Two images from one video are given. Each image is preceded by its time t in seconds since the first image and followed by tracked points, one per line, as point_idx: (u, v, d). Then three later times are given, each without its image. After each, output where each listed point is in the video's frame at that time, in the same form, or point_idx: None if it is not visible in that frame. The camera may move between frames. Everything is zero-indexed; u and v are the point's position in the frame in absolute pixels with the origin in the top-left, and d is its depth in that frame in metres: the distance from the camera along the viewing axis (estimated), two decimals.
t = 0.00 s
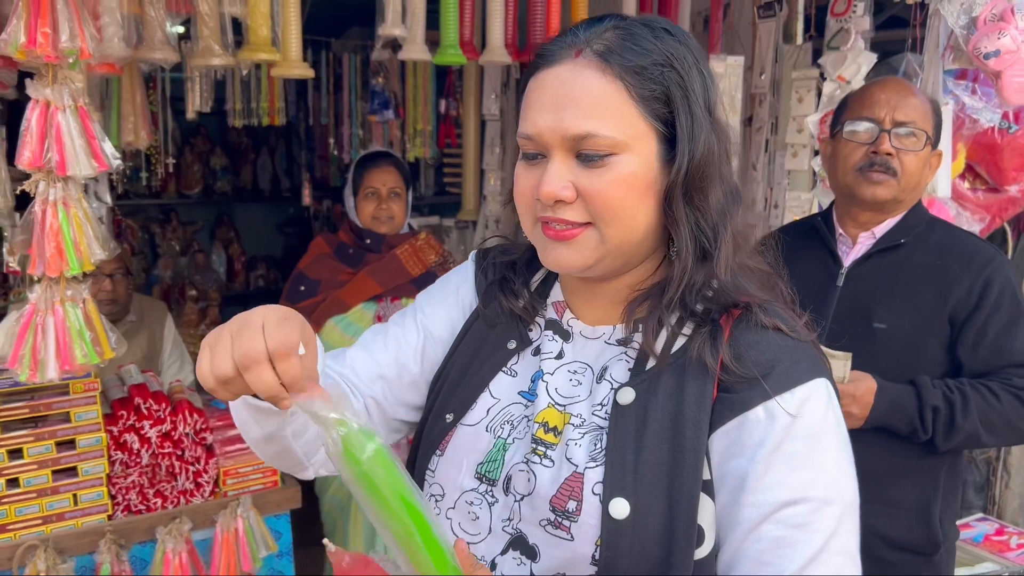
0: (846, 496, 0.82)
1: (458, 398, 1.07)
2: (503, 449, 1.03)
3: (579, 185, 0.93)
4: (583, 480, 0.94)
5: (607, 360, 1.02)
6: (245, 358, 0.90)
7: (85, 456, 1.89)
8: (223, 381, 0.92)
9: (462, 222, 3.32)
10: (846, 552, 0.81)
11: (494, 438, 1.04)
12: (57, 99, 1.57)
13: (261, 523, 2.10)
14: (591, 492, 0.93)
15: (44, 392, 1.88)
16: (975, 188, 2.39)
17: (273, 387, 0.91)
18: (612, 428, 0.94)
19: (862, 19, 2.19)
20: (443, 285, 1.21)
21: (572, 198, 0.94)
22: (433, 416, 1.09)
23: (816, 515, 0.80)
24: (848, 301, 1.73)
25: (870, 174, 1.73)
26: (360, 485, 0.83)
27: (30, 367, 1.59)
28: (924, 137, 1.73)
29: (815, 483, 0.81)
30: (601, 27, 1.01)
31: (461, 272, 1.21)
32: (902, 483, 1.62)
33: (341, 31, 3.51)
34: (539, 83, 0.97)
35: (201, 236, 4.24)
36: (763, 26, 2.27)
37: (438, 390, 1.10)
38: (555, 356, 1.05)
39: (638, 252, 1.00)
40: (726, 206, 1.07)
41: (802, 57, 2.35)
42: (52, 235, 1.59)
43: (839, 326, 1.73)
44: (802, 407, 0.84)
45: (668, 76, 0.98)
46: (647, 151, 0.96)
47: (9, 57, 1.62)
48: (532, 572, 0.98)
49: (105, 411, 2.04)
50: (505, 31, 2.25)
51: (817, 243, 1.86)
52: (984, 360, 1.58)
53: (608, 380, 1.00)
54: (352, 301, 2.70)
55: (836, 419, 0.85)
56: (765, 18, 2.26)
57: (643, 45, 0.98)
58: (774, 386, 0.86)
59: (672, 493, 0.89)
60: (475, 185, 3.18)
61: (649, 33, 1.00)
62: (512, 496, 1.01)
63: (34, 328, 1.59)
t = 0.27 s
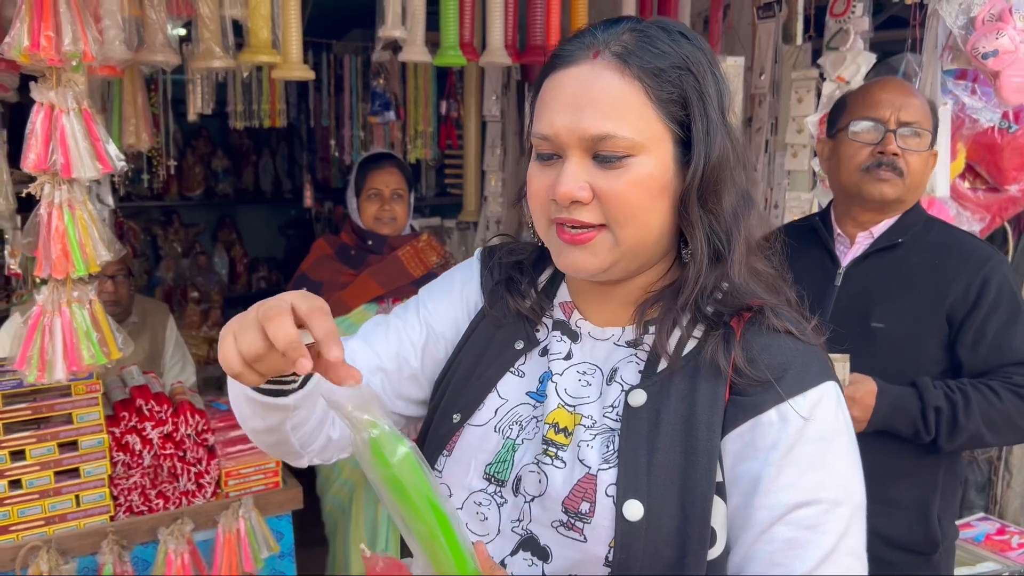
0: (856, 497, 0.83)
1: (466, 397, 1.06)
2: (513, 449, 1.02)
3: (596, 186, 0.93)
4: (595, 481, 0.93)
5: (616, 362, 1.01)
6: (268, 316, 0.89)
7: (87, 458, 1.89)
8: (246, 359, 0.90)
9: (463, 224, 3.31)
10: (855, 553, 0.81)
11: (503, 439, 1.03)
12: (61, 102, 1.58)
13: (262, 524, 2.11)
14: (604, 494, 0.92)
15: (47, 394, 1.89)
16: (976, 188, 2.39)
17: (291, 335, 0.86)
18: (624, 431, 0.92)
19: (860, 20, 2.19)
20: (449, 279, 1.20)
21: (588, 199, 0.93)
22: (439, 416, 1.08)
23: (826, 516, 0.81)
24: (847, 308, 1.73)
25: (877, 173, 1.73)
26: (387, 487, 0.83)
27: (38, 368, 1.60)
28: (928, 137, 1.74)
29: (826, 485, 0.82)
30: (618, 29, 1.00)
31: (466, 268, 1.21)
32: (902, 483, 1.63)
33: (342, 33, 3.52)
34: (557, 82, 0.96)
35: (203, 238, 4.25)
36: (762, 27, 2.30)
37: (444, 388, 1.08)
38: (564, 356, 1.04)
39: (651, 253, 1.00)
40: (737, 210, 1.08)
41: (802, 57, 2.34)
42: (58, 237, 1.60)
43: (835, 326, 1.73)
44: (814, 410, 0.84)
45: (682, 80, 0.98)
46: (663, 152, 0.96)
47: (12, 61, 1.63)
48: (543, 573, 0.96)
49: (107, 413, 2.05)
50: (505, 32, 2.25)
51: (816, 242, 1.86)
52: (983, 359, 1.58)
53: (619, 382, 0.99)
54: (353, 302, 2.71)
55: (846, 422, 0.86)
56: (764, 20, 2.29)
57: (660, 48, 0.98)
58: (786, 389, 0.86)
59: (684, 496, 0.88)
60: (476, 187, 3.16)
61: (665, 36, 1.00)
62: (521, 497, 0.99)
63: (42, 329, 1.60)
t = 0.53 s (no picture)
0: (857, 496, 0.83)
1: (467, 398, 1.06)
2: (515, 449, 1.02)
3: (597, 188, 0.93)
4: (598, 481, 0.93)
5: (619, 363, 1.01)
6: (299, 340, 0.89)
7: (87, 459, 1.90)
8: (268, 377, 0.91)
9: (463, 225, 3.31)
10: (856, 552, 0.81)
11: (505, 439, 1.03)
12: (60, 103, 1.58)
13: (263, 525, 2.11)
14: (607, 495, 0.92)
15: (47, 395, 1.89)
16: (974, 188, 2.39)
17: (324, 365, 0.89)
18: (627, 431, 0.92)
19: (859, 20, 2.19)
20: (450, 276, 1.21)
21: (589, 199, 0.93)
22: (440, 415, 1.08)
23: (828, 515, 0.81)
24: (844, 309, 1.73)
25: (883, 174, 1.72)
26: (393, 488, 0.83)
27: (37, 369, 1.60)
28: (931, 139, 1.75)
29: (828, 484, 0.82)
30: (619, 30, 1.01)
31: (468, 267, 1.21)
32: (902, 483, 1.63)
33: (342, 34, 3.53)
34: (558, 84, 0.96)
35: (204, 239, 4.25)
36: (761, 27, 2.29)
37: (446, 388, 1.08)
38: (565, 356, 1.04)
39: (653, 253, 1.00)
40: (739, 210, 1.08)
41: (800, 58, 2.38)
42: (57, 239, 1.60)
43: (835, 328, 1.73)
44: (815, 410, 0.85)
45: (682, 80, 0.98)
46: (664, 153, 0.96)
47: (12, 63, 1.63)
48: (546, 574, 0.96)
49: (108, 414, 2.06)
50: (504, 33, 2.25)
51: (815, 242, 1.87)
52: (983, 360, 1.59)
53: (622, 383, 0.99)
54: (355, 303, 2.72)
55: (848, 422, 0.86)
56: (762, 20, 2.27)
57: (660, 49, 0.99)
58: (789, 390, 0.87)
59: (687, 496, 0.88)
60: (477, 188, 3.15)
61: (666, 37, 1.01)
62: (523, 497, 0.99)
63: (40, 331, 1.61)
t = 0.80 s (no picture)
0: (856, 494, 0.83)
1: (458, 400, 1.06)
2: (506, 450, 1.01)
3: (593, 183, 0.94)
4: (593, 482, 0.93)
5: (613, 362, 1.02)
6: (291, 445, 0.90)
7: (88, 460, 1.90)
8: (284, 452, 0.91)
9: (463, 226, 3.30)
10: (856, 550, 0.82)
11: (496, 440, 1.02)
12: (56, 106, 1.59)
13: (263, 526, 2.12)
14: (602, 496, 0.92)
15: (48, 397, 1.89)
16: (972, 188, 2.40)
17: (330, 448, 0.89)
18: (621, 433, 0.93)
19: (857, 21, 2.19)
20: (437, 285, 1.19)
21: (585, 194, 0.94)
22: (431, 418, 1.07)
23: (827, 514, 0.81)
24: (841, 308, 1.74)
25: (881, 176, 1.73)
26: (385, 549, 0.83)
27: (29, 372, 1.61)
28: (930, 140, 1.75)
29: (827, 483, 0.82)
30: (622, 33, 1.02)
31: (456, 272, 1.21)
32: (900, 483, 1.63)
33: (342, 36, 3.54)
34: (560, 83, 0.96)
35: (204, 241, 4.25)
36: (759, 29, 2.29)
37: (439, 391, 1.08)
38: (559, 357, 1.05)
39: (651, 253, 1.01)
40: (736, 217, 1.08)
41: (797, 60, 2.43)
42: (50, 241, 1.60)
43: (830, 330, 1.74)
44: (813, 410, 0.85)
45: (681, 84, 0.99)
46: (662, 156, 0.97)
47: (10, 66, 1.63)
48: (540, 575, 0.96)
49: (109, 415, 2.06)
50: (502, 35, 2.26)
51: (815, 243, 1.87)
52: (982, 363, 1.59)
53: (616, 382, 0.99)
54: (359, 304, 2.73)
55: (843, 421, 0.87)
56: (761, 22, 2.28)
57: (662, 52, 0.99)
58: (786, 391, 0.87)
59: (682, 497, 0.88)
60: (477, 189, 3.16)
61: (668, 42, 1.02)
62: (516, 498, 0.99)
63: (33, 334, 1.61)
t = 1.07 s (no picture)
0: (845, 494, 0.84)
1: (447, 405, 1.06)
2: (494, 456, 1.00)
3: (602, 150, 0.95)
4: (580, 488, 0.92)
5: (601, 366, 1.02)
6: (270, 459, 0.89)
7: (89, 461, 1.91)
8: (265, 464, 0.90)
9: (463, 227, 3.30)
10: (847, 550, 0.82)
11: (485, 446, 1.02)
12: (55, 108, 1.59)
13: (264, 526, 2.12)
14: (589, 501, 0.91)
15: (49, 398, 1.90)
16: (971, 189, 2.41)
17: (306, 470, 0.88)
18: (609, 439, 0.92)
19: (856, 22, 2.20)
20: (424, 301, 1.21)
21: (593, 158, 0.94)
22: (421, 425, 1.07)
23: (817, 515, 0.82)
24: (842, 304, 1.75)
25: (877, 177, 1.73)
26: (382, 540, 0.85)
27: (22, 374, 1.61)
28: (924, 142, 1.75)
29: (816, 485, 0.83)
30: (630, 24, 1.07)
31: (440, 285, 1.21)
32: (900, 483, 1.63)
33: (343, 38, 3.56)
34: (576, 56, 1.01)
35: (205, 243, 4.25)
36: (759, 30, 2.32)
37: (429, 398, 1.08)
38: (547, 362, 1.05)
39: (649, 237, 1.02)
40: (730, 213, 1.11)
41: (797, 61, 2.41)
42: (48, 242, 1.61)
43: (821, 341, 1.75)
44: (801, 411, 0.85)
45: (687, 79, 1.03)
46: (667, 130, 1.00)
47: (11, 68, 1.64)
48: None
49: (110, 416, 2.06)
50: (502, 36, 2.26)
51: (815, 244, 1.88)
52: (982, 364, 1.59)
53: (603, 387, 0.99)
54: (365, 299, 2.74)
55: (831, 421, 0.87)
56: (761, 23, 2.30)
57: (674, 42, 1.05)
58: (773, 394, 0.87)
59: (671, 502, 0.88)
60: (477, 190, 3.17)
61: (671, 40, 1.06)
62: (504, 505, 0.98)
63: (29, 334, 1.61)
